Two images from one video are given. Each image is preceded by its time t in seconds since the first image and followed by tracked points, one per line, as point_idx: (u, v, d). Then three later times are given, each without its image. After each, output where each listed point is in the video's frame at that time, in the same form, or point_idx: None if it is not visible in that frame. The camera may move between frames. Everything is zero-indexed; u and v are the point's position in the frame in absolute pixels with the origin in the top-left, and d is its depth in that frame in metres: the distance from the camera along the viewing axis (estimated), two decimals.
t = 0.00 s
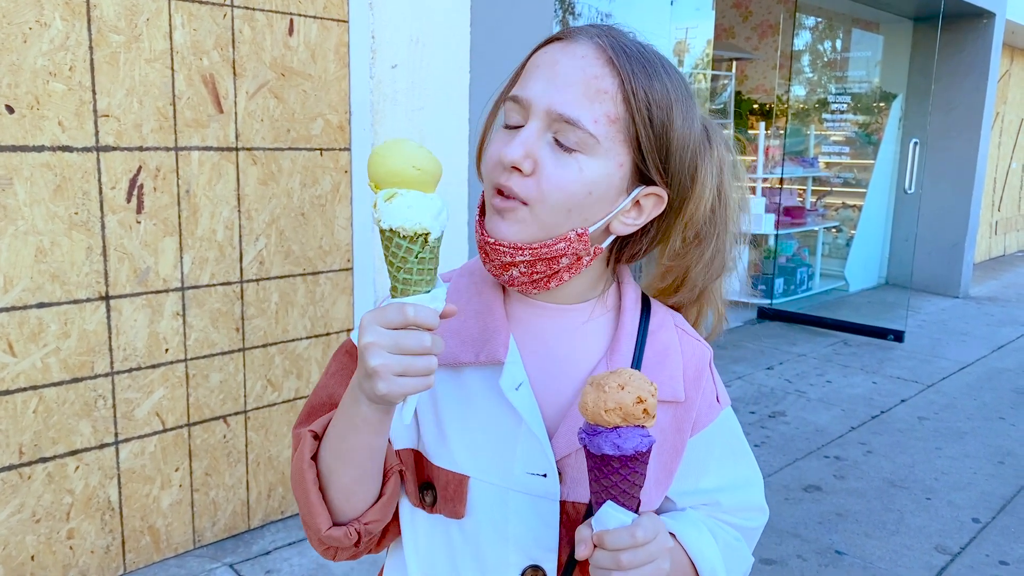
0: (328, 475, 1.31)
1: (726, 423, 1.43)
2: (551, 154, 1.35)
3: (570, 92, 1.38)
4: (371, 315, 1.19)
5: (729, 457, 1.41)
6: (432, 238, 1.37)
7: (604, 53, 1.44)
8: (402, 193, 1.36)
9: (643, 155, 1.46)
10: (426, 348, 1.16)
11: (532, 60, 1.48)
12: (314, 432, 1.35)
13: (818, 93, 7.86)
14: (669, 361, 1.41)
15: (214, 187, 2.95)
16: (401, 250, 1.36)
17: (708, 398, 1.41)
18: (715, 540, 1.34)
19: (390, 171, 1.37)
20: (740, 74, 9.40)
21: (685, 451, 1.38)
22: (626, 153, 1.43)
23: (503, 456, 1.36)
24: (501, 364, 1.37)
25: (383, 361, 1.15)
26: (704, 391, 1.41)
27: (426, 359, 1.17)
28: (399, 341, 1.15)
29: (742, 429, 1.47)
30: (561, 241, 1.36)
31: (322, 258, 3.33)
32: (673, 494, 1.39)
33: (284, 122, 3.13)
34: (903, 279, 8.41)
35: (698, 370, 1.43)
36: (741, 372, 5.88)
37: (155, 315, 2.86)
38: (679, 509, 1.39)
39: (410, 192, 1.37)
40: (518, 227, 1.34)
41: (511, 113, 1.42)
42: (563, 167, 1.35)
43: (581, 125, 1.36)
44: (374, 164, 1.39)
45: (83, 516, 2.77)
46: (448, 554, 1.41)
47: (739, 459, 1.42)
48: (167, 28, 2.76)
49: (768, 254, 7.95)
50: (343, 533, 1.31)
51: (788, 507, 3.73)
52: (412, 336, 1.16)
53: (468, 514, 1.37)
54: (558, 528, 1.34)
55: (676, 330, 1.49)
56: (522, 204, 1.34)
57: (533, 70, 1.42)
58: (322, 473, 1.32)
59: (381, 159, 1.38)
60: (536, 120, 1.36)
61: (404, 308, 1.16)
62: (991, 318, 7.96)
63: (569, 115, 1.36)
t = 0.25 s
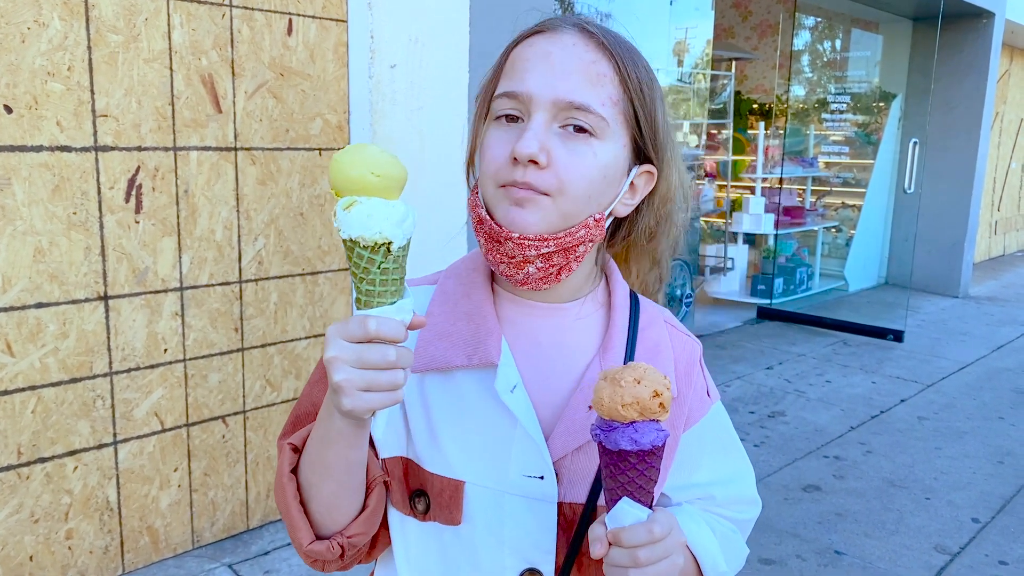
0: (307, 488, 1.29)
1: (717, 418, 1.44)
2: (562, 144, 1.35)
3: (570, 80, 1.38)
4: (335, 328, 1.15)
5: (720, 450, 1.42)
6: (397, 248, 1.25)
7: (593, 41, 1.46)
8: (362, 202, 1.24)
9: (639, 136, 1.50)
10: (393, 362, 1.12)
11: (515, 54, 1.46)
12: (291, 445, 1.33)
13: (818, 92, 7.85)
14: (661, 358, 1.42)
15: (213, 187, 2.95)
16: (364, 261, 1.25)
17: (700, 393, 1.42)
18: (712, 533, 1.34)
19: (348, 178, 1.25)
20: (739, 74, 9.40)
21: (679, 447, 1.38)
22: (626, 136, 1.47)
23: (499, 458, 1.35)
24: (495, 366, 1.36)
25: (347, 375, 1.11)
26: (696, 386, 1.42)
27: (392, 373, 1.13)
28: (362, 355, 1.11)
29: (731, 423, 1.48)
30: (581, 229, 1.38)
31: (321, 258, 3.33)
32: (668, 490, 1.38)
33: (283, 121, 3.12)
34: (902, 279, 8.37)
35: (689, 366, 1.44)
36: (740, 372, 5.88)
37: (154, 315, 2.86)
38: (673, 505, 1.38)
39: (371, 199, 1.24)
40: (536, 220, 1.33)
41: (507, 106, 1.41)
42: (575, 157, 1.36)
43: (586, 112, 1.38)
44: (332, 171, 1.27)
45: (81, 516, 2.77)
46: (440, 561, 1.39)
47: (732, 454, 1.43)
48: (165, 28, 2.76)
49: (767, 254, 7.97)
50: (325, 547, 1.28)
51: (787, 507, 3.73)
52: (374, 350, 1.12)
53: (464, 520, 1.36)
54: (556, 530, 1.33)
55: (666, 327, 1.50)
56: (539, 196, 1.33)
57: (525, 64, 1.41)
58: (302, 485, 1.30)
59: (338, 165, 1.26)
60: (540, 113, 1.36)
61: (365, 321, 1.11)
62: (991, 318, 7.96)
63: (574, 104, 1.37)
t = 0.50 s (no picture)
0: (297, 497, 1.27)
1: (706, 413, 1.44)
2: (552, 137, 1.35)
3: (555, 73, 1.38)
4: (320, 336, 1.13)
5: (708, 445, 1.42)
6: (383, 253, 1.25)
7: (572, 33, 1.46)
8: (346, 207, 1.23)
9: (623, 124, 1.51)
10: (379, 370, 1.11)
11: (493, 50, 1.44)
12: (279, 454, 1.31)
13: (818, 92, 7.85)
14: (649, 354, 1.43)
15: (211, 186, 2.94)
16: (349, 267, 1.24)
17: (688, 387, 1.43)
18: (704, 529, 1.33)
19: (332, 182, 1.23)
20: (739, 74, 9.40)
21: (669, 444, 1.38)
22: (611, 125, 1.47)
23: (490, 459, 1.34)
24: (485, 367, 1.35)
25: (334, 385, 1.10)
26: (685, 380, 1.43)
27: (378, 383, 1.12)
28: (348, 364, 1.10)
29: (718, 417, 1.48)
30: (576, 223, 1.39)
31: (319, 258, 3.33)
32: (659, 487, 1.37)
33: (281, 121, 3.12)
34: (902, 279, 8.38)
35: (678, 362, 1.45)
36: (739, 372, 5.88)
37: (152, 315, 2.85)
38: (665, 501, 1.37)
39: (356, 205, 1.23)
40: (531, 216, 1.34)
41: (492, 102, 1.39)
42: (566, 150, 1.36)
43: (574, 102, 1.37)
44: (315, 174, 1.25)
45: (79, 517, 2.76)
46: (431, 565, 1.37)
47: (720, 448, 1.43)
48: (163, 27, 2.76)
49: (767, 254, 7.96)
50: (316, 556, 1.27)
51: (786, 507, 3.73)
52: (361, 357, 1.11)
53: (456, 523, 1.34)
54: (549, 531, 1.32)
55: (653, 324, 1.51)
56: (534, 191, 1.33)
57: (507, 59, 1.40)
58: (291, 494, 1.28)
59: (322, 168, 1.25)
60: (529, 107, 1.35)
61: (352, 329, 1.11)
62: (990, 318, 7.96)
63: (561, 95, 1.37)
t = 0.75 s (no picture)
0: (293, 522, 1.26)
1: (694, 412, 1.45)
2: (531, 125, 1.36)
3: (523, 63, 1.40)
4: (313, 367, 1.10)
5: (698, 444, 1.42)
6: (374, 282, 1.19)
7: (527, 27, 1.48)
8: (334, 236, 1.17)
9: (589, 110, 1.53)
10: (372, 402, 1.08)
11: (453, 54, 1.44)
12: (272, 480, 1.29)
13: (817, 92, 7.88)
14: (636, 354, 1.44)
15: (209, 187, 2.94)
16: (338, 298, 1.18)
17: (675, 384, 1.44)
18: (696, 528, 1.34)
19: (319, 213, 1.18)
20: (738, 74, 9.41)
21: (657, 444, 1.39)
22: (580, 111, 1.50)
23: (480, 466, 1.33)
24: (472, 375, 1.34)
25: (327, 417, 1.07)
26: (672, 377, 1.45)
27: (372, 413, 1.09)
28: (341, 396, 1.07)
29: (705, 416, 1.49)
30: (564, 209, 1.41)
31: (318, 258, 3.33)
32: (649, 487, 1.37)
33: (279, 121, 3.12)
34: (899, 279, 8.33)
35: (665, 360, 1.46)
36: (738, 371, 5.89)
37: (150, 315, 2.85)
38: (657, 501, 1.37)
39: (344, 234, 1.18)
40: (523, 205, 1.34)
41: (462, 101, 1.38)
42: (547, 136, 1.37)
43: (546, 89, 1.39)
44: (301, 204, 1.20)
45: (77, 517, 2.76)
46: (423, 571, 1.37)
47: (708, 447, 1.43)
48: (161, 27, 2.76)
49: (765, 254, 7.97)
50: None
51: (784, 507, 3.73)
52: (354, 389, 1.07)
53: (450, 533, 1.34)
54: (542, 535, 1.33)
55: (639, 323, 1.51)
56: (523, 179, 1.34)
57: (471, 58, 1.40)
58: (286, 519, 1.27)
59: (307, 198, 1.19)
60: (504, 100, 1.36)
61: (343, 360, 1.07)
62: (989, 318, 7.97)
63: (533, 84, 1.38)
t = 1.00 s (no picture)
0: (276, 545, 1.24)
1: (671, 413, 1.47)
2: (484, 133, 1.36)
3: (471, 72, 1.39)
4: (291, 393, 1.07)
5: (675, 443, 1.43)
6: (354, 309, 1.14)
7: (473, 35, 1.47)
8: (314, 263, 1.13)
9: (546, 110, 1.52)
10: (351, 430, 1.05)
11: (402, 70, 1.43)
12: (254, 502, 1.27)
13: (816, 92, 7.85)
14: (613, 353, 1.44)
15: (208, 186, 2.95)
16: (316, 324, 1.12)
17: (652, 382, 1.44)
18: (679, 527, 1.34)
19: (298, 238, 1.13)
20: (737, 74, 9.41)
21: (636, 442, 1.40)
22: (535, 113, 1.49)
23: (457, 470, 1.33)
24: (448, 379, 1.33)
25: (305, 444, 1.04)
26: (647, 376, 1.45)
27: (350, 441, 1.06)
28: (319, 422, 1.04)
29: (685, 417, 1.49)
30: (527, 213, 1.40)
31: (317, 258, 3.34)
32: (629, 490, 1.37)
33: (278, 121, 3.13)
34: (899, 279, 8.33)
35: (642, 359, 1.47)
36: (737, 371, 5.90)
37: (149, 315, 2.86)
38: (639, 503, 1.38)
39: (324, 261, 1.13)
40: (481, 214, 1.34)
41: (414, 116, 1.38)
42: (501, 143, 1.36)
43: (496, 96, 1.38)
44: (279, 228, 1.15)
45: (76, 516, 2.77)
46: None
47: (687, 447, 1.44)
48: (160, 27, 2.76)
49: (765, 254, 7.99)
50: None
51: (783, 507, 3.74)
52: (332, 417, 1.04)
53: (432, 540, 1.34)
54: (522, 538, 1.32)
55: (616, 323, 1.51)
56: (480, 189, 1.33)
57: (418, 71, 1.39)
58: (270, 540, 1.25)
59: (285, 224, 1.14)
60: (454, 111, 1.35)
61: (321, 389, 1.03)
62: (988, 318, 7.98)
63: (483, 92, 1.37)
